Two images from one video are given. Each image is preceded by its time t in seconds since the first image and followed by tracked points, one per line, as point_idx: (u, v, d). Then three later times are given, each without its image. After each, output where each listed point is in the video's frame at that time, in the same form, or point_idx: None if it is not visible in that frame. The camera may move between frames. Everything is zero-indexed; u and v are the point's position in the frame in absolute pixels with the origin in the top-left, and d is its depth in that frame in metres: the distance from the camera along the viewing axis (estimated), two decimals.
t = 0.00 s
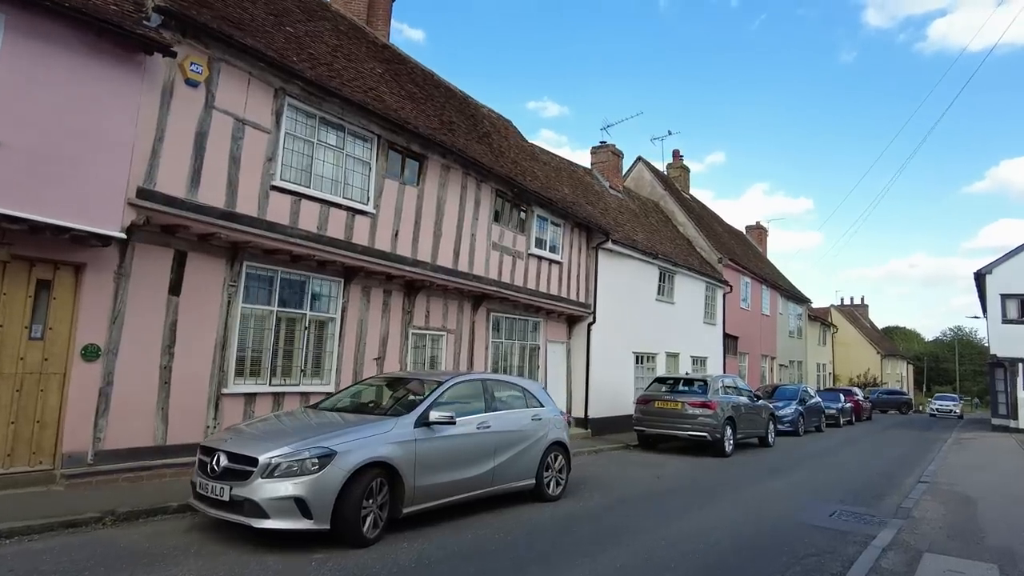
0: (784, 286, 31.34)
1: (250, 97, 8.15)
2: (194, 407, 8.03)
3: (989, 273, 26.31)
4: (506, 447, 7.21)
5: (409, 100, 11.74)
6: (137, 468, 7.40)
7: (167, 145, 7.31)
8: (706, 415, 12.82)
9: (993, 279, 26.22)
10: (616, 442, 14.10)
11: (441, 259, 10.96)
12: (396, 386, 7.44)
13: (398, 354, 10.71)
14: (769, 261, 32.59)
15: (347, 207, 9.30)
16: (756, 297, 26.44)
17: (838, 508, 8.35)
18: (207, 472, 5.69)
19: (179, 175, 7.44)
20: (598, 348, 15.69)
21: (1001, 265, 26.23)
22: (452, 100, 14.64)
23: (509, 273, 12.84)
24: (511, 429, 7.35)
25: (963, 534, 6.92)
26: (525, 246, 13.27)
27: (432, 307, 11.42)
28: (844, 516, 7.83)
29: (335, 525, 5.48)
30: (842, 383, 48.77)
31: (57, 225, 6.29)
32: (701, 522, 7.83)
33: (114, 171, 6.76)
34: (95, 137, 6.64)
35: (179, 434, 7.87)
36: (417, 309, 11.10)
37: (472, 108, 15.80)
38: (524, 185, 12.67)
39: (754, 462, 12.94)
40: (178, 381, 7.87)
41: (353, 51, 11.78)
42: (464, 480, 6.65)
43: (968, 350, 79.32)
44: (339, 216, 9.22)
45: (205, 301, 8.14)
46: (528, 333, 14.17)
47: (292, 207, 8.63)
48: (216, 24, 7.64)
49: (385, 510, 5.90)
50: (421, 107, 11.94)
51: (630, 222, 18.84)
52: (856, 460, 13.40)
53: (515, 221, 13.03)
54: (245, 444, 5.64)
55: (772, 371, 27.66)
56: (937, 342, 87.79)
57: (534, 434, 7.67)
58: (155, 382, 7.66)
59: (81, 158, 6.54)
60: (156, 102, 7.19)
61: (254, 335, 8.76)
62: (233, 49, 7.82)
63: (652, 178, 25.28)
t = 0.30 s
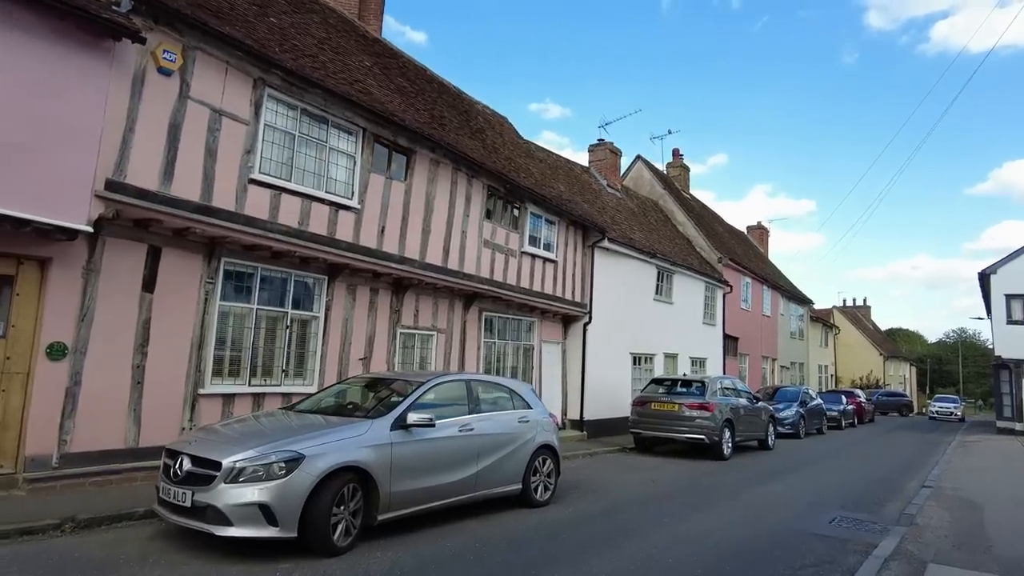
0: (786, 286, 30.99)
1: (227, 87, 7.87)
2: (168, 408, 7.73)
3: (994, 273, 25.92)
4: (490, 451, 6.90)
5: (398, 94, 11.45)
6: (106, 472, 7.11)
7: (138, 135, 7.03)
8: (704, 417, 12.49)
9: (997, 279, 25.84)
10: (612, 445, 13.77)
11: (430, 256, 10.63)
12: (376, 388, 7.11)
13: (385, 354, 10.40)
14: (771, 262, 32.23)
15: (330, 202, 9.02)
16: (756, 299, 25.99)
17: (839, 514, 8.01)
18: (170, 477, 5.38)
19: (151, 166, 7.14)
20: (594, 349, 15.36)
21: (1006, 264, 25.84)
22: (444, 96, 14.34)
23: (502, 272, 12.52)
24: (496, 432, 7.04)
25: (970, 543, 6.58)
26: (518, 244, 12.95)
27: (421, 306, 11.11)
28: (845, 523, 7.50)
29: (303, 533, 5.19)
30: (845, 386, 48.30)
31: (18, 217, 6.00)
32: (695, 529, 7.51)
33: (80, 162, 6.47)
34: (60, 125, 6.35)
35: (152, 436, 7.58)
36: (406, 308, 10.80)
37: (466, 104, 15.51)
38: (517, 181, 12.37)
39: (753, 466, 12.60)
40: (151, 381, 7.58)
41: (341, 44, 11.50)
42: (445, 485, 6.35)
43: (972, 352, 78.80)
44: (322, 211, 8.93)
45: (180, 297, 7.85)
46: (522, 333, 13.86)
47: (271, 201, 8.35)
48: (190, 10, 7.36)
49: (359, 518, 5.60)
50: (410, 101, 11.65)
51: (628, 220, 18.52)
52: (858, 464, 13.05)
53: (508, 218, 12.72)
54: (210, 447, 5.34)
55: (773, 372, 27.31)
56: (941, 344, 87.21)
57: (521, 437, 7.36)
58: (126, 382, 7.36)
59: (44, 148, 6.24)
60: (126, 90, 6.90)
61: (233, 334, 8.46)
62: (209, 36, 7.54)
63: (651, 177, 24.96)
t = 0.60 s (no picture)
0: (786, 287, 30.66)
1: (201, 77, 7.58)
2: (138, 411, 7.44)
3: (997, 274, 25.55)
4: (471, 457, 6.60)
5: (385, 89, 11.15)
6: (70, 477, 6.81)
7: (104, 127, 6.73)
8: (699, 422, 12.18)
9: (1000, 280, 25.49)
10: (606, 448, 13.46)
11: (417, 254, 10.33)
12: (353, 391, 6.79)
13: (369, 355, 10.10)
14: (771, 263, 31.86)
15: (310, 197, 8.73)
16: (755, 300, 25.64)
17: (837, 523, 7.69)
18: (126, 485, 5.06)
19: (118, 158, 6.84)
20: (589, 350, 15.03)
21: (1009, 265, 25.45)
22: (435, 92, 14.04)
23: (493, 271, 12.21)
24: (478, 438, 6.73)
25: (974, 556, 6.26)
26: (509, 243, 12.62)
27: (408, 306, 10.81)
28: (843, 533, 7.17)
29: (265, 545, 4.90)
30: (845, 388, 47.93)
31: None
32: (687, 538, 7.19)
33: (40, 153, 6.16)
34: (19, 115, 6.04)
35: (121, 440, 7.28)
36: (392, 308, 10.50)
37: (458, 100, 15.21)
38: (508, 178, 12.06)
39: (750, 470, 12.28)
40: (120, 383, 7.28)
41: (326, 36, 11.21)
42: (421, 493, 6.06)
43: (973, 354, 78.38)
44: (302, 207, 8.65)
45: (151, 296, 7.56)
46: (514, 334, 13.55)
47: (248, 195, 8.07)
48: None
49: (327, 528, 5.32)
50: (397, 95, 11.35)
51: (624, 220, 18.21)
52: (859, 469, 12.71)
53: (499, 216, 12.41)
54: (167, 453, 5.02)
55: (773, 375, 26.98)
56: (942, 346, 86.71)
57: (504, 442, 7.06)
58: (93, 384, 7.06)
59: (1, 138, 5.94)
60: (92, 79, 6.61)
61: (208, 334, 8.18)
62: (180, 24, 7.25)
63: (649, 177, 24.64)
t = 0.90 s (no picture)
0: (784, 287, 30.37)
1: (172, 65, 7.31)
2: (106, 411, 7.17)
3: (997, 273, 25.27)
4: (447, 459, 6.33)
5: (370, 81, 10.88)
6: (32, 480, 6.54)
7: (67, 115, 6.45)
8: (693, 422, 11.91)
9: (999, 279, 25.22)
10: (597, 449, 13.18)
11: (401, 250, 10.06)
12: (327, 391, 6.50)
13: (351, 354, 9.85)
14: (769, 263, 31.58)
15: (288, 191, 8.47)
16: (753, 299, 25.36)
17: (831, 528, 7.42)
18: (76, 489, 4.79)
19: (82, 148, 6.56)
20: (581, 349, 14.74)
21: (1009, 265, 25.20)
22: (424, 86, 13.76)
23: (481, 268, 11.92)
24: (455, 439, 6.46)
25: (973, 563, 5.98)
26: (498, 239, 12.32)
27: (393, 304, 10.54)
28: (837, 539, 6.90)
29: (221, 552, 4.64)
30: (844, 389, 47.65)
31: None
32: (674, 543, 6.92)
33: None
34: None
35: (87, 441, 7.01)
36: (376, 305, 10.24)
37: (448, 95, 14.94)
38: (497, 173, 11.78)
39: (744, 472, 12.00)
40: (86, 382, 7.01)
41: (310, 27, 10.94)
42: (393, 497, 5.80)
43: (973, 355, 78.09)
44: (279, 201, 8.38)
45: (120, 292, 7.29)
46: (504, 333, 13.27)
47: (222, 188, 7.80)
48: None
49: (291, 532, 5.06)
50: (382, 88, 11.08)
51: (619, 217, 17.93)
52: (856, 471, 12.44)
53: (488, 212, 12.13)
54: (120, 455, 4.75)
55: (770, 375, 26.70)
56: (942, 347, 86.32)
57: (484, 444, 6.78)
58: (57, 383, 6.79)
59: None
60: (53, 65, 6.34)
61: (181, 332, 7.92)
62: (149, 9, 6.97)
63: (645, 175, 24.35)
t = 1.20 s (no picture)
0: (782, 291, 30.10)
1: (139, 61, 7.05)
2: (69, 420, 6.88)
3: (996, 277, 25.02)
4: (419, 471, 6.06)
5: (353, 80, 10.62)
6: None
7: (25, 111, 6.18)
8: (685, 429, 11.62)
9: (999, 283, 24.96)
10: (589, 457, 12.88)
11: (383, 253, 9.78)
12: (297, 399, 6.22)
13: (331, 360, 9.59)
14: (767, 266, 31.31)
15: (263, 191, 8.22)
16: (750, 303, 25.07)
17: (825, 542, 7.13)
18: (17, 506, 4.50)
19: (41, 145, 6.29)
20: (573, 354, 14.45)
21: (1008, 268, 24.91)
22: (411, 86, 13.51)
23: (469, 272, 11.63)
24: (429, 450, 6.19)
25: None
26: (486, 242, 12.02)
27: (376, 308, 10.26)
28: (831, 553, 6.61)
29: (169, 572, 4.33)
30: (844, 394, 47.34)
31: None
32: (661, 556, 6.63)
33: None
34: None
35: (49, 451, 6.73)
36: (358, 310, 9.97)
37: (437, 96, 14.70)
38: (484, 174, 11.51)
39: (739, 480, 11.70)
40: (48, 389, 6.73)
41: (292, 25, 10.71)
42: (360, 512, 5.51)
43: (974, 359, 77.82)
44: (254, 201, 8.12)
45: (84, 296, 7.01)
46: (494, 338, 12.98)
47: (193, 188, 7.54)
48: None
49: (248, 549, 4.76)
50: (366, 87, 10.84)
51: (613, 220, 17.67)
52: (853, 479, 12.13)
53: (476, 214, 11.84)
54: (64, 469, 4.46)
55: (768, 380, 26.40)
56: (943, 351, 85.89)
57: (461, 454, 6.50)
58: (17, 390, 6.51)
59: None
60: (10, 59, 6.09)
61: (151, 336, 7.65)
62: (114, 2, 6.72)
63: (641, 178, 24.10)
